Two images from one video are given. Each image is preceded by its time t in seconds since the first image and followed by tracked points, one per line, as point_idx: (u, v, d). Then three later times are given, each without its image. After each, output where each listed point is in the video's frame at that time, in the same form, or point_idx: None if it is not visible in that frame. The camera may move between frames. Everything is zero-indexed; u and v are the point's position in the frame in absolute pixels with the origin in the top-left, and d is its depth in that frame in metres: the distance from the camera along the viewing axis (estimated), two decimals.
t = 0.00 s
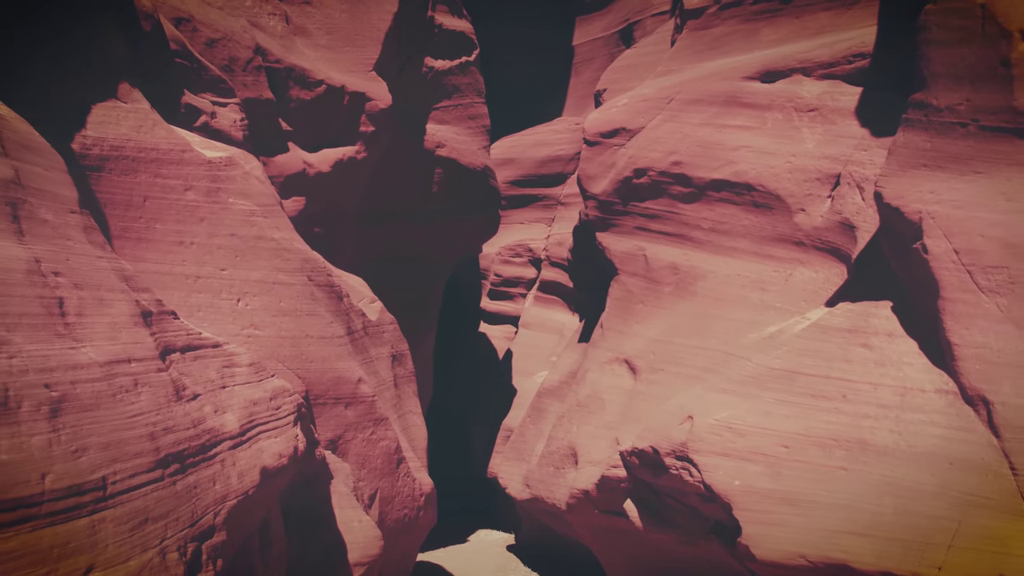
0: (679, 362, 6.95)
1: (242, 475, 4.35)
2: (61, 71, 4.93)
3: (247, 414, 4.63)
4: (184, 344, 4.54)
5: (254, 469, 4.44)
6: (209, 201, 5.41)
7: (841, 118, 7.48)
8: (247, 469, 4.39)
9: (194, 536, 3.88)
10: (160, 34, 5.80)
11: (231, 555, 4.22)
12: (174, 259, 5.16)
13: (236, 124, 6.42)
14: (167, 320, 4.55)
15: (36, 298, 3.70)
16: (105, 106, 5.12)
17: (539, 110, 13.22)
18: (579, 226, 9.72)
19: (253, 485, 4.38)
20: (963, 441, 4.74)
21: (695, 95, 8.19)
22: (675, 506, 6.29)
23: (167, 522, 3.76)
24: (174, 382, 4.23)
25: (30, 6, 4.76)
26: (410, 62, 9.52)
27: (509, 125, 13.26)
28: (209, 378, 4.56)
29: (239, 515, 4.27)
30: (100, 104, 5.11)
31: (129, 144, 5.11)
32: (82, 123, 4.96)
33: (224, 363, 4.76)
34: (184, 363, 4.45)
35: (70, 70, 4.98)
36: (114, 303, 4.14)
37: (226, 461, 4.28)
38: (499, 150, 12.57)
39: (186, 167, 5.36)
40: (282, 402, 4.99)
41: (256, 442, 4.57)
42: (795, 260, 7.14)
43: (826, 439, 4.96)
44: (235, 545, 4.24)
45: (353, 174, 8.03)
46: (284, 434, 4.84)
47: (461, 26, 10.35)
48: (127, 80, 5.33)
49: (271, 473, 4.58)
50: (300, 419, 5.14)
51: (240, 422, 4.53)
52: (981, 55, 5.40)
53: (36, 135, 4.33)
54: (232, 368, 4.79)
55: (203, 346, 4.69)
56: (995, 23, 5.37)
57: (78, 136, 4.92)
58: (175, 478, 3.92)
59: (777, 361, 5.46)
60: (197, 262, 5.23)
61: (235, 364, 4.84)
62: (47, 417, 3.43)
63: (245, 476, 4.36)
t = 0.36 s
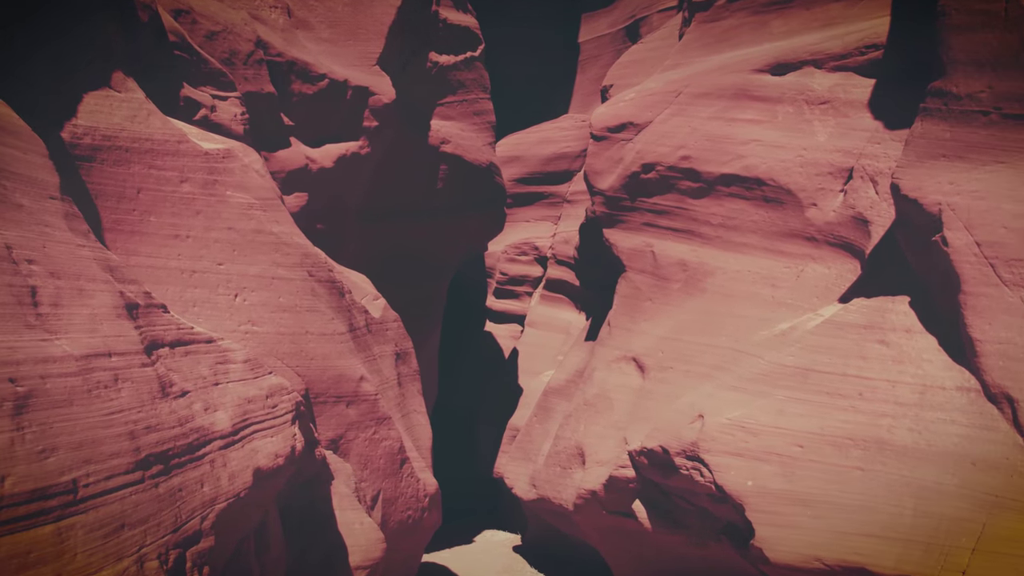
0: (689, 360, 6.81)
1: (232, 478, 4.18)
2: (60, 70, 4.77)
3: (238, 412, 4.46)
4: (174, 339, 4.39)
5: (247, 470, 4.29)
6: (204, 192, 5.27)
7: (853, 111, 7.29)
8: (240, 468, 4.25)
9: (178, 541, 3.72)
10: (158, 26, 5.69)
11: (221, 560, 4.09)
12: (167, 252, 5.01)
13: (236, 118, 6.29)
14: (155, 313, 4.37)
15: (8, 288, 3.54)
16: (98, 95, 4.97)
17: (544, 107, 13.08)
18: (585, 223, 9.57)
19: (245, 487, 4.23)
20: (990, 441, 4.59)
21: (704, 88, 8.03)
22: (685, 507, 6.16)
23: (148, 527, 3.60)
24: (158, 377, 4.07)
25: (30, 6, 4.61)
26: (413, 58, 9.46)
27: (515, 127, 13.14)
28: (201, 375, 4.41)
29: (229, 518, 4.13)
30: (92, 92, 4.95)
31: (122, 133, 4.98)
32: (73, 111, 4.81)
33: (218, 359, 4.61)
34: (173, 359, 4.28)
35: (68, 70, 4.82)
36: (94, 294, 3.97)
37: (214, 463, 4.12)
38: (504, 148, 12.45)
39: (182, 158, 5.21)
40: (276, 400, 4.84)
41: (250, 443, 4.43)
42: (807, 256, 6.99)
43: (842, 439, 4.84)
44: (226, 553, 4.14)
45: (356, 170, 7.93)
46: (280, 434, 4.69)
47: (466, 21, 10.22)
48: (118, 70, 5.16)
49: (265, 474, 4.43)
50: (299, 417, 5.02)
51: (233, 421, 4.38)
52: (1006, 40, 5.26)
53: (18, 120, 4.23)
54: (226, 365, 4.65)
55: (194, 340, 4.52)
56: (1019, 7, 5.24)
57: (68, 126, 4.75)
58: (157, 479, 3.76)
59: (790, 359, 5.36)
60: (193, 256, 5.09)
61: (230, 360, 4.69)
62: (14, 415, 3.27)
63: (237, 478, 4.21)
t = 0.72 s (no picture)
0: (697, 357, 6.67)
1: (217, 478, 4.02)
2: (60, 81, 4.64)
3: (227, 408, 4.29)
4: (160, 331, 4.20)
5: (236, 470, 4.15)
6: (198, 182, 5.13)
7: (865, 103, 7.14)
8: (230, 467, 4.12)
9: (154, 547, 3.55)
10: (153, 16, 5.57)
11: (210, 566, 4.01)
12: (161, 246, 4.88)
13: (235, 111, 6.18)
14: (137, 305, 4.14)
15: None
16: (88, 82, 4.77)
17: (549, 104, 12.94)
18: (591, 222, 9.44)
19: (234, 487, 4.09)
20: (1010, 441, 4.50)
21: (712, 81, 7.88)
22: (693, 508, 6.03)
23: (124, 529, 3.44)
24: (139, 370, 3.87)
25: (30, 5, 4.41)
26: (416, 53, 9.33)
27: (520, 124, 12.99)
28: (190, 369, 4.24)
29: (216, 520, 3.99)
30: (84, 78, 4.76)
31: (113, 121, 4.80)
32: (62, 98, 4.63)
33: (208, 353, 4.43)
34: (158, 352, 4.10)
35: (67, 70, 4.68)
36: (68, 281, 3.75)
37: (199, 463, 3.96)
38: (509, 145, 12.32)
39: (175, 149, 5.06)
40: (270, 396, 4.70)
41: (243, 441, 4.30)
42: (818, 251, 6.85)
43: (859, 438, 4.74)
44: (220, 554, 4.09)
45: (358, 165, 7.82)
46: (273, 433, 4.56)
47: (470, 15, 10.09)
48: (111, 55, 4.98)
49: (256, 473, 4.29)
50: (300, 414, 4.97)
51: (222, 417, 4.22)
52: None
53: None
54: (218, 360, 4.46)
55: (179, 334, 4.31)
56: None
57: (54, 113, 4.56)
58: (133, 480, 3.58)
59: (803, 356, 5.26)
60: (187, 249, 4.96)
61: (222, 355, 4.52)
62: None
63: (225, 478, 4.07)
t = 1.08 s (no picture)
0: (705, 355, 6.51)
1: (194, 478, 3.81)
2: (47, 69, 4.45)
3: (209, 404, 4.11)
4: (138, 322, 4.01)
5: (218, 470, 3.96)
6: (189, 171, 4.97)
7: (878, 94, 6.96)
8: (214, 465, 3.94)
9: (119, 553, 3.31)
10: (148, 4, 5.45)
11: (196, 569, 3.89)
12: (149, 236, 4.73)
13: (232, 103, 6.06)
14: (114, 293, 3.96)
15: None
16: (72, 66, 4.57)
17: (554, 101, 12.79)
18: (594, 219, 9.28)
19: (216, 489, 3.90)
20: None
21: (720, 73, 7.70)
22: (702, 509, 5.88)
23: (88, 533, 3.21)
24: (110, 362, 3.66)
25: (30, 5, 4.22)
26: (420, 46, 9.19)
27: (524, 121, 12.90)
28: (173, 363, 4.07)
29: (194, 523, 3.79)
30: (66, 62, 4.55)
31: (100, 107, 4.62)
32: (43, 81, 4.43)
33: (194, 347, 4.29)
34: (136, 344, 3.92)
35: (59, 58, 4.51)
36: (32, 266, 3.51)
37: (175, 462, 3.75)
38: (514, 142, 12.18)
39: (165, 136, 4.89)
40: (260, 393, 4.55)
41: (229, 439, 4.12)
42: (829, 246, 6.69)
43: (875, 437, 4.61)
44: (200, 557, 3.91)
45: (360, 160, 7.65)
46: (262, 432, 4.38)
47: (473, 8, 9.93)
48: (95, 36, 4.76)
49: (242, 473, 4.12)
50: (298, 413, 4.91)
51: (205, 414, 4.04)
52: None
53: None
54: (204, 355, 4.32)
55: (159, 324, 4.14)
56: None
57: (35, 97, 4.36)
58: (96, 479, 3.34)
59: (815, 352, 5.15)
60: (177, 240, 4.82)
61: (208, 349, 4.37)
62: None
63: (206, 479, 3.87)
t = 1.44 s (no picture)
0: (714, 352, 6.35)
1: (165, 480, 3.65)
2: (27, 51, 4.34)
3: (187, 400, 3.95)
4: (111, 312, 3.84)
5: (195, 470, 3.80)
6: (179, 159, 4.84)
7: (890, 85, 6.79)
8: (190, 465, 3.79)
9: (75, 562, 3.15)
10: None
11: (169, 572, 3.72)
12: (134, 226, 4.60)
13: (228, 94, 5.92)
14: (86, 281, 3.79)
15: None
16: (54, 50, 4.47)
17: (558, 97, 12.62)
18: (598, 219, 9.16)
19: (191, 491, 3.74)
20: None
21: (728, 65, 7.53)
22: (710, 510, 5.72)
23: (41, 538, 3.04)
24: (73, 353, 3.48)
25: None
26: (422, 39, 9.06)
27: (526, 117, 12.70)
28: (150, 356, 3.91)
29: (167, 527, 3.64)
30: (47, 47, 4.44)
31: (84, 91, 4.51)
32: (23, 64, 4.32)
33: (175, 339, 4.13)
34: (109, 335, 3.75)
35: (42, 40, 4.42)
36: None
37: (144, 463, 3.58)
38: (518, 139, 12.03)
39: (154, 123, 4.76)
40: (247, 390, 4.39)
41: (209, 438, 3.97)
42: (840, 241, 6.51)
43: (893, 437, 4.54)
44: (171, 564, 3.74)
45: (360, 154, 7.47)
46: (246, 430, 4.22)
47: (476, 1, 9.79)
48: (81, 23, 4.67)
49: (223, 474, 3.97)
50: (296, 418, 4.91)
51: (182, 412, 3.88)
52: None
53: None
54: (185, 349, 4.16)
55: (136, 315, 3.97)
56: None
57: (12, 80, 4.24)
58: (49, 481, 3.15)
59: (828, 349, 5.04)
60: (166, 231, 4.68)
61: (191, 343, 4.22)
62: None
63: (181, 480, 3.72)
